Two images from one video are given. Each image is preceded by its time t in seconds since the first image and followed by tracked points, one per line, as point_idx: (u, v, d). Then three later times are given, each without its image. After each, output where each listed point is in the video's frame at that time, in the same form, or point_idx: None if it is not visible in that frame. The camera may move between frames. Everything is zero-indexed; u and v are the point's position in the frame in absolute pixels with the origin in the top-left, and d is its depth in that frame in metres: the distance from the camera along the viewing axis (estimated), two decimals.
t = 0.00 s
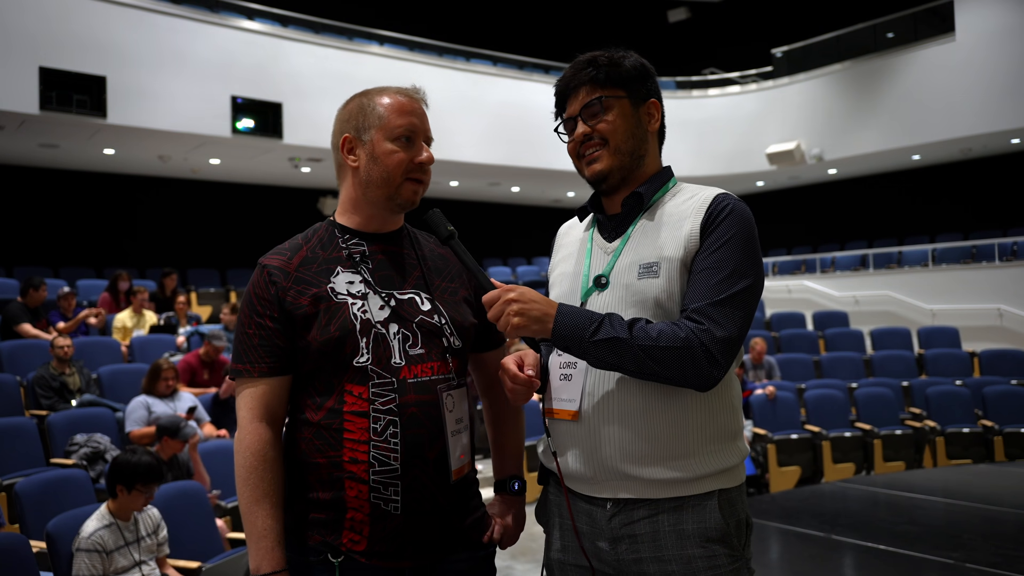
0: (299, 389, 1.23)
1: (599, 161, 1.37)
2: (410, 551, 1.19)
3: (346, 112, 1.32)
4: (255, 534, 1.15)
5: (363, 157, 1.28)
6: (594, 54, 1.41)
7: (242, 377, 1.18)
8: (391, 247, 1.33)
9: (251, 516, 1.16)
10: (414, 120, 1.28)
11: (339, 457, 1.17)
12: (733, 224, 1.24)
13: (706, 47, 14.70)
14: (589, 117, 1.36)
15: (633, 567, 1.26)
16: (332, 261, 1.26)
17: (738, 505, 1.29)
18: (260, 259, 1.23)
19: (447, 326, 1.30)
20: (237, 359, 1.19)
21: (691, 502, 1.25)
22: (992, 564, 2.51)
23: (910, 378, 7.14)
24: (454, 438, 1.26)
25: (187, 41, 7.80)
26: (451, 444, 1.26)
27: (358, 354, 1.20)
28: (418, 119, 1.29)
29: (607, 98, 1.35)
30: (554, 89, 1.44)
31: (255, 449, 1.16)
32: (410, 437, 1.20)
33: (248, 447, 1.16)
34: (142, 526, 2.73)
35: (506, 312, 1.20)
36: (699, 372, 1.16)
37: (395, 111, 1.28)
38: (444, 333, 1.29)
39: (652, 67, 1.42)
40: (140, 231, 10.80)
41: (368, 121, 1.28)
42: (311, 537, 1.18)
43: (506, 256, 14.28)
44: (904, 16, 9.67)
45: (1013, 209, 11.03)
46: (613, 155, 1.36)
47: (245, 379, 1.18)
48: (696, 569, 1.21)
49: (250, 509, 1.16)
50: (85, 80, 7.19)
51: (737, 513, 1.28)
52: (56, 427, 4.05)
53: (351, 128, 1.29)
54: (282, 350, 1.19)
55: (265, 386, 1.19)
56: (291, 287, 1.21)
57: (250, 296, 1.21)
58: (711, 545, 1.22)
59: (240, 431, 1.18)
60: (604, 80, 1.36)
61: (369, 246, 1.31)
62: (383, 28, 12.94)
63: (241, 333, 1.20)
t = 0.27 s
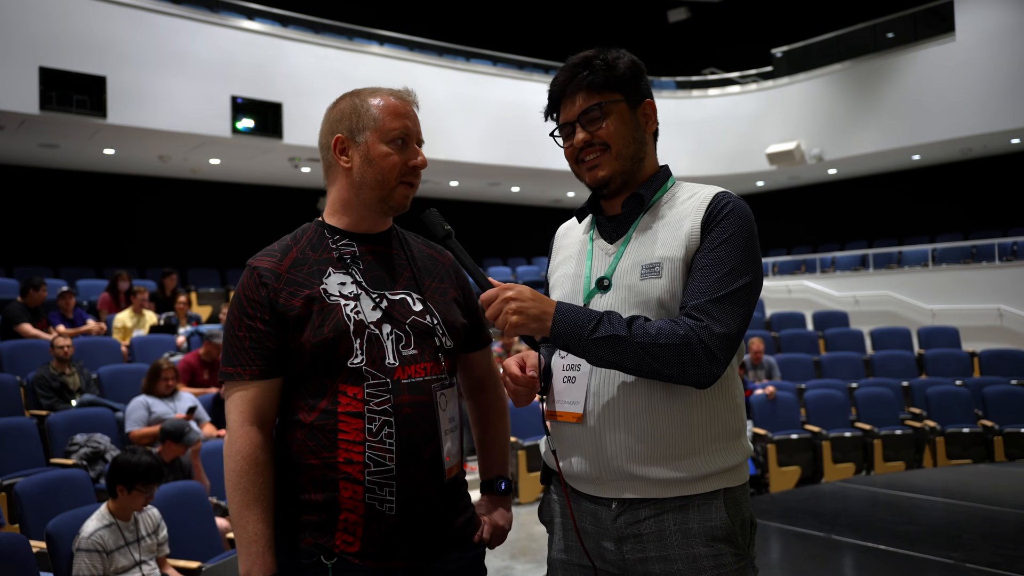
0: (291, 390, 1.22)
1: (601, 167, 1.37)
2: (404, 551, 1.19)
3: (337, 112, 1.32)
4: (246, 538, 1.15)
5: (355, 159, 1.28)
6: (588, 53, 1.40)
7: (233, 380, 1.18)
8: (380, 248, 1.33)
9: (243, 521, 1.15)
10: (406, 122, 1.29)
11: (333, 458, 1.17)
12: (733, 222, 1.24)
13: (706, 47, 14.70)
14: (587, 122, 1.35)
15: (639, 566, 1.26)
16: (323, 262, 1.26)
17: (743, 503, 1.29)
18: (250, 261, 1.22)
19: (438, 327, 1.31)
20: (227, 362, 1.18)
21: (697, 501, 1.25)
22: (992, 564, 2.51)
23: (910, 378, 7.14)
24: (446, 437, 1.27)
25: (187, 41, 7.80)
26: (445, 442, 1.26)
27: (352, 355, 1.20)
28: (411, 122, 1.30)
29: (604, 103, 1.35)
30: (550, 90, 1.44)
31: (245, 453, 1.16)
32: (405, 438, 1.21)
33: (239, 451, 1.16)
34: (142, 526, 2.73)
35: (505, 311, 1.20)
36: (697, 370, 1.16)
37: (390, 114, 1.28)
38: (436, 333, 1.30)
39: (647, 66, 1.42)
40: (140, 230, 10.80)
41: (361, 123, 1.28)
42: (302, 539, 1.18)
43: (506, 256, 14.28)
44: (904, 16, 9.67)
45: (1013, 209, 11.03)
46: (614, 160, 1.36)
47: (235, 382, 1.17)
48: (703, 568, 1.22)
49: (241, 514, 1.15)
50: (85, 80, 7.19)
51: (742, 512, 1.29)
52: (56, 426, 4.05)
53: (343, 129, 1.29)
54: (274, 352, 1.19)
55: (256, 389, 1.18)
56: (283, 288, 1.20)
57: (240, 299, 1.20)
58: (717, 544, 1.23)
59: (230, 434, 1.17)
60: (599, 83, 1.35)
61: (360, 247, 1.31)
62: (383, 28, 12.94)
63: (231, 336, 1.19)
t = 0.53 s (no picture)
0: (284, 391, 1.22)
1: (603, 169, 1.37)
2: (396, 553, 1.19)
3: (335, 112, 1.32)
4: (238, 540, 1.14)
5: (352, 159, 1.28)
6: (589, 53, 1.40)
7: (225, 380, 1.17)
8: (374, 250, 1.33)
9: (234, 523, 1.15)
10: (403, 123, 1.29)
11: (327, 460, 1.17)
12: (736, 226, 1.24)
13: (706, 47, 14.71)
14: (589, 125, 1.35)
15: (639, 566, 1.26)
16: (318, 263, 1.25)
17: (743, 503, 1.30)
18: (244, 260, 1.22)
19: (432, 331, 1.32)
20: (219, 362, 1.18)
21: (697, 501, 1.25)
22: (992, 564, 2.51)
23: (910, 378, 7.14)
24: (439, 440, 1.28)
25: (187, 41, 7.80)
26: (437, 446, 1.27)
27: (347, 357, 1.20)
28: (408, 123, 1.30)
29: (605, 104, 1.34)
30: (552, 90, 1.43)
31: (238, 454, 1.15)
32: (399, 440, 1.21)
33: (231, 452, 1.15)
34: (142, 526, 2.73)
35: (506, 312, 1.20)
36: (698, 374, 1.16)
37: (387, 115, 1.28)
38: (429, 337, 1.31)
39: (651, 67, 1.41)
40: (140, 230, 10.80)
41: (358, 123, 1.28)
42: (296, 541, 1.18)
43: (506, 256, 14.28)
44: (904, 16, 9.68)
45: (1013, 209, 11.02)
46: (618, 163, 1.36)
47: (228, 382, 1.17)
48: (702, 567, 1.22)
49: (232, 515, 1.15)
50: (85, 80, 7.19)
51: (741, 512, 1.29)
52: (56, 426, 4.05)
53: (340, 129, 1.29)
54: (268, 353, 1.19)
55: (248, 389, 1.18)
56: (278, 288, 1.20)
57: (233, 298, 1.19)
58: (717, 544, 1.23)
59: (222, 434, 1.17)
60: (602, 84, 1.35)
61: (354, 248, 1.30)
62: (383, 28, 12.95)
63: (224, 335, 1.18)
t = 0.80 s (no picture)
0: (282, 390, 1.22)
1: (604, 169, 1.37)
2: (389, 554, 1.19)
3: (336, 113, 1.32)
4: (234, 538, 1.14)
5: (354, 159, 1.28)
6: (591, 53, 1.39)
7: (224, 376, 1.16)
8: (376, 251, 1.33)
9: (229, 521, 1.14)
10: (405, 122, 1.29)
11: (321, 461, 1.17)
12: (737, 229, 1.24)
13: (706, 47, 14.71)
14: (590, 124, 1.35)
15: (636, 567, 1.26)
16: (320, 262, 1.25)
17: (740, 505, 1.29)
18: (246, 256, 1.21)
19: (431, 334, 1.32)
20: (218, 358, 1.17)
21: (694, 502, 1.25)
22: (993, 564, 2.51)
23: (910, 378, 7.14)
24: (434, 444, 1.28)
25: (187, 41, 7.80)
26: (432, 450, 1.27)
27: (345, 358, 1.20)
28: (409, 120, 1.29)
29: (607, 104, 1.34)
30: (555, 90, 1.43)
31: (235, 451, 1.15)
32: (393, 442, 1.21)
33: (227, 449, 1.15)
34: (142, 527, 2.72)
35: (505, 314, 1.20)
36: (696, 379, 1.16)
37: (389, 113, 1.28)
38: (428, 340, 1.31)
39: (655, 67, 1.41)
40: (140, 230, 10.80)
41: (359, 123, 1.28)
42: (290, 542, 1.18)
43: (506, 256, 14.27)
44: (904, 16, 9.68)
45: (1013, 209, 11.02)
46: (620, 164, 1.36)
47: (227, 379, 1.16)
48: (699, 568, 1.22)
49: (228, 513, 1.14)
50: (85, 80, 7.19)
51: (738, 513, 1.29)
52: (56, 426, 4.05)
53: (342, 130, 1.29)
54: (267, 350, 1.18)
55: (247, 386, 1.17)
56: (280, 287, 1.20)
57: (234, 293, 1.19)
58: (714, 545, 1.23)
59: (218, 431, 1.16)
60: (604, 84, 1.35)
61: (356, 249, 1.31)
62: (383, 28, 12.95)
63: (224, 331, 1.18)
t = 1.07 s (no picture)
0: (286, 389, 1.22)
1: (595, 164, 1.37)
2: (391, 553, 1.19)
3: (339, 113, 1.33)
4: (238, 535, 1.13)
5: (355, 155, 1.28)
6: (592, 54, 1.40)
7: (229, 375, 1.17)
8: (382, 251, 1.34)
9: (232, 518, 1.14)
10: (405, 117, 1.29)
11: (323, 461, 1.17)
12: (736, 227, 1.24)
13: (706, 47, 14.71)
14: (586, 120, 1.36)
15: (633, 568, 1.26)
16: (325, 262, 1.26)
17: (738, 506, 1.29)
18: (252, 255, 1.21)
19: (435, 335, 1.32)
20: (224, 357, 1.17)
21: (691, 503, 1.25)
22: (992, 564, 2.51)
23: (910, 378, 7.14)
24: (438, 445, 1.27)
25: (187, 41, 7.80)
26: (436, 451, 1.26)
27: (349, 359, 1.20)
28: (410, 116, 1.29)
29: (602, 101, 1.35)
30: (555, 90, 1.44)
31: (239, 449, 1.15)
32: (396, 443, 1.21)
33: (232, 446, 1.14)
34: (142, 526, 2.72)
35: (503, 312, 1.21)
36: (693, 378, 1.16)
37: (389, 109, 1.28)
38: (431, 341, 1.31)
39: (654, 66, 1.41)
40: (140, 230, 10.80)
41: (360, 120, 1.29)
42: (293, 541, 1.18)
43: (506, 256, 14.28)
44: (904, 16, 9.68)
45: (1013, 209, 11.02)
46: (609, 158, 1.36)
47: (231, 377, 1.16)
48: (697, 569, 1.22)
49: (232, 511, 1.14)
50: (85, 80, 7.20)
51: (736, 514, 1.29)
52: (56, 426, 4.05)
53: (344, 127, 1.30)
54: (272, 349, 1.18)
55: (251, 385, 1.17)
56: (285, 286, 1.20)
57: (240, 292, 1.19)
58: (711, 546, 1.23)
59: (223, 429, 1.16)
60: (600, 81, 1.35)
61: (361, 249, 1.31)
62: (383, 28, 12.95)
63: (229, 330, 1.18)
